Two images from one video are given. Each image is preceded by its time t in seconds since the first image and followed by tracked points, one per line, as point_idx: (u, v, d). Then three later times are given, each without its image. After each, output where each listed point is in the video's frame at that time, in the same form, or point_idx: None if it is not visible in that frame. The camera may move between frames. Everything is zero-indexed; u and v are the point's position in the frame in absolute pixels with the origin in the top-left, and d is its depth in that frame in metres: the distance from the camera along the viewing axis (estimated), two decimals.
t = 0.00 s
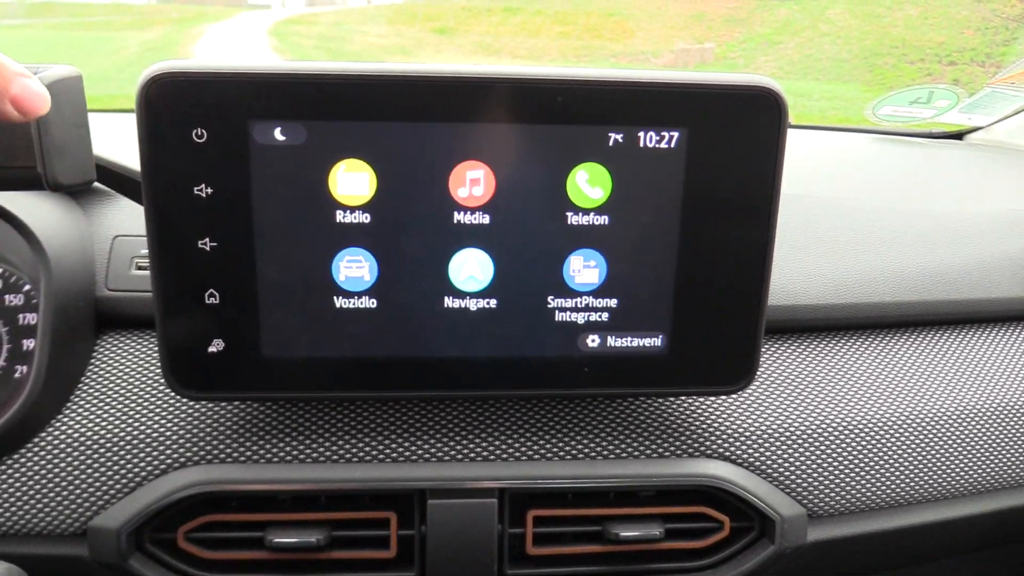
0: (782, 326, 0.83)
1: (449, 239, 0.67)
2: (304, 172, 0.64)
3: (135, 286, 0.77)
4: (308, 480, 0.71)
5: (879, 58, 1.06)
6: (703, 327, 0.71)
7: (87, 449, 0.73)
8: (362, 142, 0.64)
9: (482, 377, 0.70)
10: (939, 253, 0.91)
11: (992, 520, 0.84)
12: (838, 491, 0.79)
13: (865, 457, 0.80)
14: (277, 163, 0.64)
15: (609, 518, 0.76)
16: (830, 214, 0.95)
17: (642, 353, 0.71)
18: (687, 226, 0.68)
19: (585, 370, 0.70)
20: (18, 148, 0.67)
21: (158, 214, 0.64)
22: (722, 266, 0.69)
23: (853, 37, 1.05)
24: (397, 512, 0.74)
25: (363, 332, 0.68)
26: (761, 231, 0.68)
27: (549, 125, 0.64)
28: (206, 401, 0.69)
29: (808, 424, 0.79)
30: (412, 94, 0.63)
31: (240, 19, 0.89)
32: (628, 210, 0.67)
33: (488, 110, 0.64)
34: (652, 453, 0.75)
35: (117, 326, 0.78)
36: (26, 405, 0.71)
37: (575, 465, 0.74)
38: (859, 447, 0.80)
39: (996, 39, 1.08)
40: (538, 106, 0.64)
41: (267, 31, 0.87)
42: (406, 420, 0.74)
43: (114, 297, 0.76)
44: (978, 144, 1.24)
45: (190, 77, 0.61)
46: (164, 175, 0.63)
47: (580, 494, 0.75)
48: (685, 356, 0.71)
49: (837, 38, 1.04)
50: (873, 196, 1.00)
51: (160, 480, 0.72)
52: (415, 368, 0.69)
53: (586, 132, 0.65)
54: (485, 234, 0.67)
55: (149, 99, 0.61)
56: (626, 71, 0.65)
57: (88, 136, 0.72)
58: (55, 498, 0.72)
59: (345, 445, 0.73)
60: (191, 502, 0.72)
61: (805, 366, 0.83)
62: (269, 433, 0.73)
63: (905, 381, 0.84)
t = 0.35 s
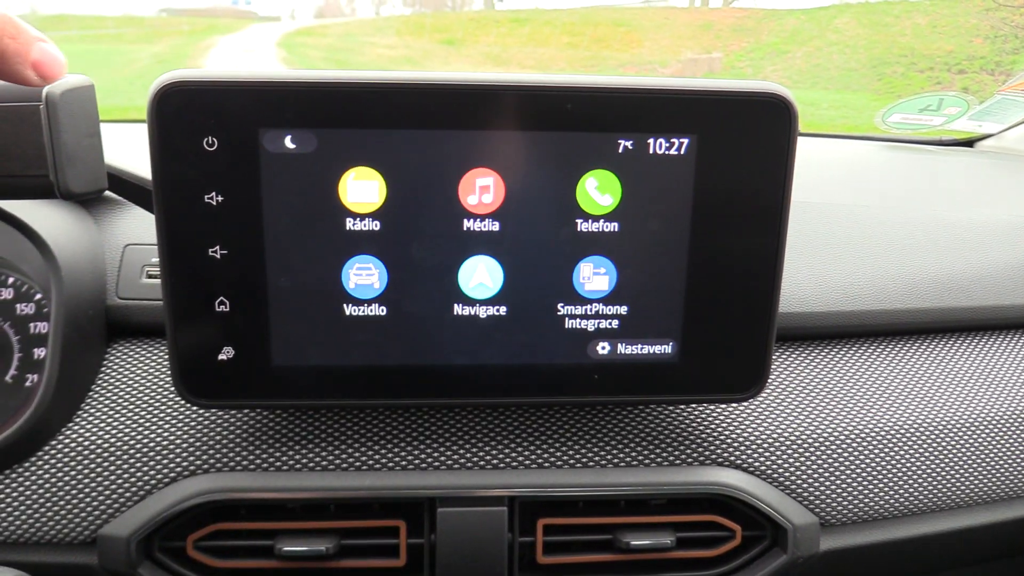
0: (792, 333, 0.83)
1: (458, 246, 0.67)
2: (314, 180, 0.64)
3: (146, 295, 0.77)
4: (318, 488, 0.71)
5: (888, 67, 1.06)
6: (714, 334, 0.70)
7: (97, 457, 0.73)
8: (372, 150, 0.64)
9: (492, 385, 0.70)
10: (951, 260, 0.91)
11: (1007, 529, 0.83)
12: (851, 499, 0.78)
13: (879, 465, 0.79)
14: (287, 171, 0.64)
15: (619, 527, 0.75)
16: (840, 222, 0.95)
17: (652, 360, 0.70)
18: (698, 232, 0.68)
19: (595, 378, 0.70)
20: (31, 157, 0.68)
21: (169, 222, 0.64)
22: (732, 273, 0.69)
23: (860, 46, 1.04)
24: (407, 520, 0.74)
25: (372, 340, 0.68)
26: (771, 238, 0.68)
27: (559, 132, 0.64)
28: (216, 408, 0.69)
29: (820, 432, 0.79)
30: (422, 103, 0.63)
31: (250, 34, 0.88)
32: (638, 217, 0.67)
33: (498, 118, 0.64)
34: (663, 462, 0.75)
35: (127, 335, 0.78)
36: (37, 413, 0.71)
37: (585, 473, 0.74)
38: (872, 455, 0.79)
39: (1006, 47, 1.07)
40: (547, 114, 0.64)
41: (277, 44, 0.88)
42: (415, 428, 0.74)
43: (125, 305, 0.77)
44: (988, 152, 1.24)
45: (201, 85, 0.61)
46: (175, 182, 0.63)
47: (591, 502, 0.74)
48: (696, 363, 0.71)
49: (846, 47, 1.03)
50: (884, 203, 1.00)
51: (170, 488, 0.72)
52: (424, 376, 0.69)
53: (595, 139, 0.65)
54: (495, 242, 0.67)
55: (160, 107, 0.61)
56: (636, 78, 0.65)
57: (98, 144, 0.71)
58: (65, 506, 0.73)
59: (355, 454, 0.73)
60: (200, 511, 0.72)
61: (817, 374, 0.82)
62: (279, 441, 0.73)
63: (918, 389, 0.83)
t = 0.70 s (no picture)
0: (797, 331, 0.83)
1: (460, 247, 0.67)
2: (315, 181, 0.65)
3: (149, 297, 0.77)
4: (322, 488, 0.71)
5: (895, 66, 1.05)
6: (717, 331, 0.70)
7: (102, 459, 0.73)
8: (373, 151, 0.64)
9: (495, 385, 0.70)
10: (957, 256, 0.90)
11: (1014, 526, 0.83)
12: (857, 497, 0.78)
13: (885, 463, 0.79)
14: (289, 172, 0.64)
15: (624, 526, 0.75)
16: (846, 219, 0.94)
17: (655, 359, 0.70)
18: (700, 230, 0.68)
19: (598, 377, 0.70)
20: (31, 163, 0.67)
21: (172, 224, 0.64)
22: (734, 270, 0.69)
23: (867, 45, 1.03)
24: (411, 520, 0.74)
25: (374, 340, 0.68)
26: (773, 235, 0.68)
27: (559, 130, 0.64)
28: (220, 409, 0.70)
29: (825, 430, 0.78)
30: (422, 103, 0.63)
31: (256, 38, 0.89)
32: (640, 216, 0.67)
33: (499, 117, 0.64)
34: (667, 460, 0.75)
35: (132, 337, 0.79)
36: (42, 416, 0.72)
37: (589, 472, 0.73)
38: (878, 452, 0.79)
39: (1014, 45, 1.06)
40: (548, 113, 0.64)
41: (282, 48, 0.88)
42: (418, 428, 0.74)
43: (127, 307, 0.77)
44: (993, 148, 1.23)
45: (202, 88, 0.62)
46: (177, 185, 0.64)
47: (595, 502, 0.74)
48: (699, 361, 0.70)
49: (851, 46, 1.02)
50: (889, 199, 0.99)
51: (175, 489, 0.72)
52: (427, 376, 0.69)
53: (596, 137, 0.65)
54: (496, 241, 0.67)
55: (161, 109, 0.62)
56: (636, 76, 0.65)
57: (100, 148, 0.73)
58: (72, 508, 0.73)
59: (359, 454, 0.73)
60: (206, 512, 0.72)
61: (822, 371, 0.82)
62: (283, 442, 0.73)
63: (924, 386, 0.83)
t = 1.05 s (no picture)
0: (799, 332, 0.83)
1: (460, 250, 0.67)
2: (315, 185, 0.65)
3: (151, 302, 0.78)
4: (323, 492, 0.71)
5: (899, 66, 1.05)
6: (718, 332, 0.70)
7: (104, 463, 0.73)
8: (373, 155, 0.64)
9: (495, 388, 0.70)
10: (961, 256, 0.90)
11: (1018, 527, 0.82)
12: (859, 499, 0.78)
13: (887, 465, 0.78)
14: (289, 176, 0.64)
15: (626, 528, 0.75)
16: (850, 218, 0.94)
17: (656, 361, 0.70)
18: (699, 232, 0.68)
19: (599, 379, 0.70)
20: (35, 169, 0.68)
21: (173, 229, 0.65)
22: (734, 272, 0.69)
23: (871, 46, 1.04)
24: (413, 524, 0.74)
25: (374, 344, 0.68)
26: (773, 236, 0.68)
27: (558, 133, 0.64)
28: (221, 413, 0.70)
29: (827, 431, 0.78)
30: (422, 106, 0.63)
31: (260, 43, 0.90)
32: (639, 218, 0.67)
33: (499, 120, 0.64)
34: (668, 462, 0.75)
35: (135, 342, 0.79)
36: (45, 421, 0.72)
37: (590, 475, 0.73)
38: (880, 454, 0.78)
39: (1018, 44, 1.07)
40: (548, 116, 0.64)
41: (286, 52, 0.90)
42: (419, 432, 0.74)
43: (130, 312, 0.78)
44: (996, 148, 1.23)
45: (202, 93, 0.62)
46: (178, 190, 0.64)
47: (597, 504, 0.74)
48: (700, 363, 0.70)
49: (854, 47, 1.02)
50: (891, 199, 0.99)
51: (177, 493, 0.73)
52: (428, 379, 0.69)
53: (595, 140, 0.65)
54: (496, 245, 0.67)
55: (162, 115, 0.62)
56: (635, 78, 0.65)
57: (102, 153, 0.73)
58: (74, 512, 0.73)
59: (360, 457, 0.73)
60: (207, 516, 0.72)
61: (823, 373, 0.82)
62: (284, 446, 0.74)
63: (925, 387, 0.82)
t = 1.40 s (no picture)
0: (800, 333, 0.82)
1: (460, 250, 0.67)
2: (315, 185, 0.65)
3: (152, 302, 0.78)
4: (322, 492, 0.71)
5: (901, 69, 1.05)
6: (718, 333, 0.70)
7: (104, 463, 0.73)
8: (373, 155, 0.64)
9: (495, 388, 0.70)
10: (964, 258, 0.89)
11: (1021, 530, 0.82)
12: (861, 501, 0.77)
13: (890, 466, 0.78)
14: (289, 176, 0.64)
15: (626, 530, 0.74)
16: (853, 219, 0.94)
17: (656, 361, 0.70)
18: (700, 233, 0.67)
19: (599, 380, 0.70)
20: (35, 169, 0.68)
21: (173, 229, 0.65)
22: (735, 272, 0.68)
23: (873, 48, 1.03)
24: (412, 525, 0.73)
25: (374, 343, 0.68)
26: (774, 236, 0.68)
27: (560, 133, 0.64)
28: (220, 414, 0.70)
29: (828, 432, 0.78)
30: (423, 106, 0.63)
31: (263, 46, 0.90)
32: (640, 218, 0.66)
33: (500, 120, 0.64)
34: (669, 463, 0.74)
35: (135, 342, 0.79)
36: (45, 421, 0.72)
37: (590, 476, 0.73)
38: (882, 455, 0.78)
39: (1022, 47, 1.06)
40: (549, 116, 0.64)
41: (288, 55, 0.89)
42: (419, 432, 0.74)
43: (130, 313, 0.78)
44: (999, 150, 1.22)
45: (202, 92, 0.62)
46: (178, 190, 0.64)
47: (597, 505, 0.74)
48: (700, 363, 0.70)
49: (858, 50, 1.02)
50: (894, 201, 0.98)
51: (176, 494, 0.72)
52: (427, 380, 0.69)
53: (596, 140, 0.65)
54: (496, 245, 0.67)
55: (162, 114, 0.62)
56: (635, 78, 0.65)
57: (101, 154, 0.72)
58: (74, 512, 0.73)
59: (359, 458, 0.73)
60: (207, 516, 0.72)
61: (824, 374, 0.81)
62: (284, 446, 0.73)
63: (927, 388, 0.82)
